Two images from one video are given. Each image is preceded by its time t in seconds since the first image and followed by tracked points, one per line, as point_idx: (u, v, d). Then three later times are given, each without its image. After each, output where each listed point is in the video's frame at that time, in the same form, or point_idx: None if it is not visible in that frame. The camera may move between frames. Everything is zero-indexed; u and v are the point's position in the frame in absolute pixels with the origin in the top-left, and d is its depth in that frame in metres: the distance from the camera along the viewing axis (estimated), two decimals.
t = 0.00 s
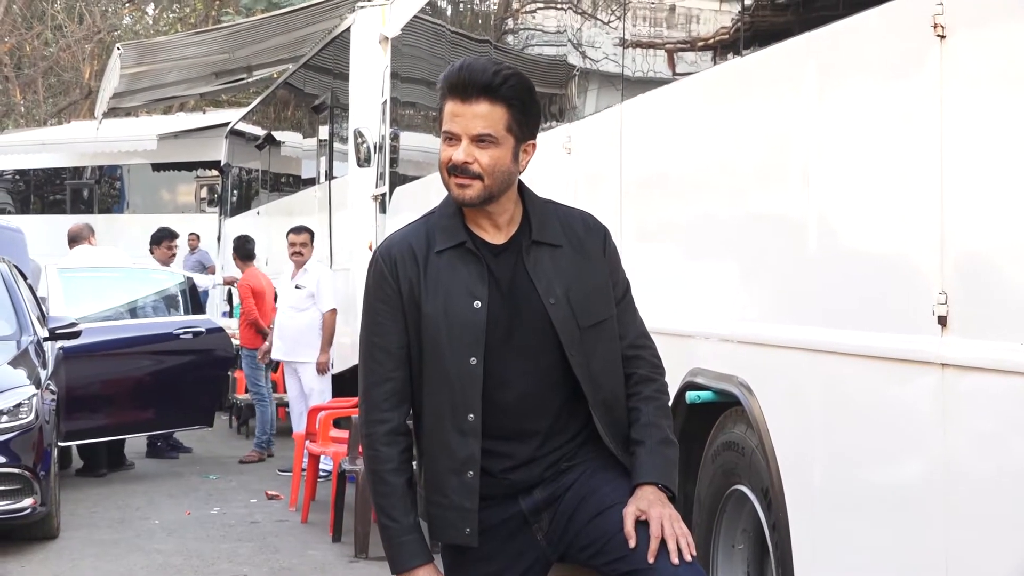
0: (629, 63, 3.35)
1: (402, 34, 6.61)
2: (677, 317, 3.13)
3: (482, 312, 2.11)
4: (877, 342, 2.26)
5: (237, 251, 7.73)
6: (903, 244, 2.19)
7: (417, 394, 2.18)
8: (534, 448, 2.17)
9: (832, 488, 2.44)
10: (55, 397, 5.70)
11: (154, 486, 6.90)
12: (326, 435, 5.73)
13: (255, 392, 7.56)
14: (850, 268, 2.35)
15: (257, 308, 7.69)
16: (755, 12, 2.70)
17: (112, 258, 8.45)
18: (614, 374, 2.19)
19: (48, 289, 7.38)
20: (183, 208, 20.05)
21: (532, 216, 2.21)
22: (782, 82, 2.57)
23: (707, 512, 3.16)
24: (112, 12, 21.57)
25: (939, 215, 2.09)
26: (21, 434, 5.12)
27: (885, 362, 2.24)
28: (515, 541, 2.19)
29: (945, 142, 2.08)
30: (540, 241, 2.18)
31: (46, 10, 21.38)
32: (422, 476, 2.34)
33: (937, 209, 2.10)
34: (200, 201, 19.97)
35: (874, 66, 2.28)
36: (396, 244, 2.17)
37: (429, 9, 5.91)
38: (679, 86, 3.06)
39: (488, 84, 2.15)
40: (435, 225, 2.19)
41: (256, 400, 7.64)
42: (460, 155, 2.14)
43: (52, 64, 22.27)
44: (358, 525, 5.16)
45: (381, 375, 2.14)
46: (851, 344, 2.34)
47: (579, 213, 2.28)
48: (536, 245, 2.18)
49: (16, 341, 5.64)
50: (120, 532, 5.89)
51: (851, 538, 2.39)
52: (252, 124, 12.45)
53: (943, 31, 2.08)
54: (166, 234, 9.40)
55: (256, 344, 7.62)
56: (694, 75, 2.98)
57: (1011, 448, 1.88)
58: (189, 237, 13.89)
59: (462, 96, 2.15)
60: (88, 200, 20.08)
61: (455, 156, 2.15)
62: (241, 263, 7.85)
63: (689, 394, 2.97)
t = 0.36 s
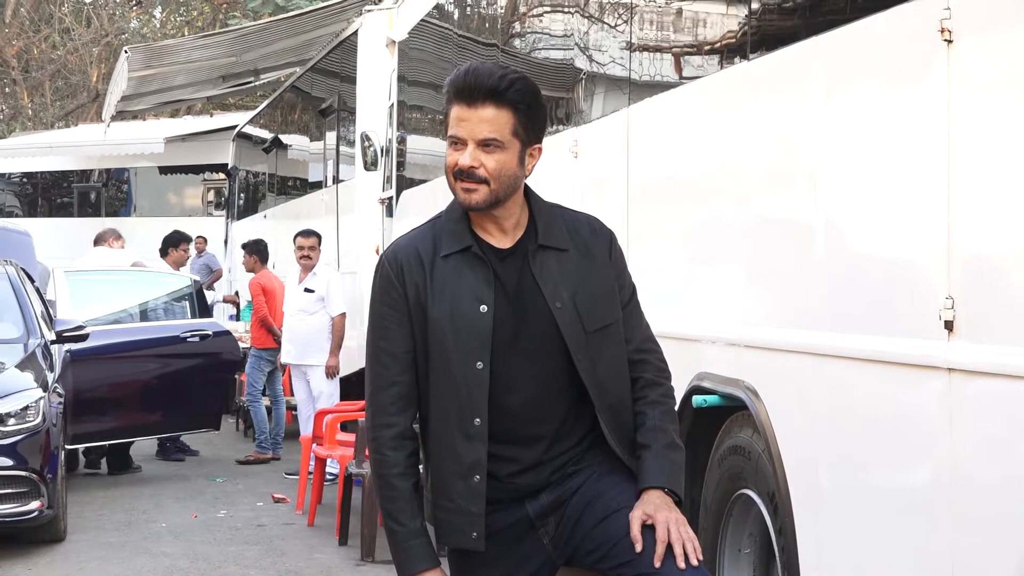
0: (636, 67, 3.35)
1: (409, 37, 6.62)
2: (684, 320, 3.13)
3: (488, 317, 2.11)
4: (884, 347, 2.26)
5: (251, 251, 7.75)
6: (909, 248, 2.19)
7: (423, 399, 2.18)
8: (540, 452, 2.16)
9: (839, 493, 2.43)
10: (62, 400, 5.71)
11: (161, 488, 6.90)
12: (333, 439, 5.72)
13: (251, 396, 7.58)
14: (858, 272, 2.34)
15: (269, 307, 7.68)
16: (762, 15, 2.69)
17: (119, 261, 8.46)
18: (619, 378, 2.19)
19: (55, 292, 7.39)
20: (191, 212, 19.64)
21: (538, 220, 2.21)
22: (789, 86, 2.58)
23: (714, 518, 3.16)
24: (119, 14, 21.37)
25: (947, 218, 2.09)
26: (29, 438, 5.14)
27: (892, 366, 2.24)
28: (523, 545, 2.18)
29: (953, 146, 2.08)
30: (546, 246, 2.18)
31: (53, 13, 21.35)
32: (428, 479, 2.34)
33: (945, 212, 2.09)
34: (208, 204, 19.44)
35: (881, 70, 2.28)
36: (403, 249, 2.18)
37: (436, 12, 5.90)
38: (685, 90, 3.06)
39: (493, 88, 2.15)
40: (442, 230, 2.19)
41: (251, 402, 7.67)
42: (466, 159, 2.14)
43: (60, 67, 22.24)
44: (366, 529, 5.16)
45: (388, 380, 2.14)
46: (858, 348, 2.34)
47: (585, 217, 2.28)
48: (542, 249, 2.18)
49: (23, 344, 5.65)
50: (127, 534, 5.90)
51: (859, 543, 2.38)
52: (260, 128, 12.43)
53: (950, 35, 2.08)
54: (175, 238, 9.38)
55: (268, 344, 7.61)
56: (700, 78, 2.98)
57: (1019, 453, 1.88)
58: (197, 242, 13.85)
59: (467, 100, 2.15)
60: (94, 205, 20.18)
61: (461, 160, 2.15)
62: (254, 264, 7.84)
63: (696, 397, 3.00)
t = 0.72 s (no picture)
0: (645, 83, 3.29)
1: (413, 53, 6.58)
2: (693, 340, 3.06)
3: (492, 340, 2.04)
4: (901, 371, 2.19)
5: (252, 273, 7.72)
6: (926, 270, 2.13)
7: (425, 426, 2.12)
8: (547, 480, 2.09)
9: (855, 523, 2.36)
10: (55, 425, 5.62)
11: (155, 517, 6.80)
12: (333, 466, 5.64)
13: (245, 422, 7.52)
14: (872, 295, 2.28)
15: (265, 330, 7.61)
16: (775, 31, 2.64)
17: (117, 284, 8.36)
18: (628, 404, 2.12)
19: (49, 316, 7.26)
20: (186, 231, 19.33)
21: (545, 241, 2.14)
22: (801, 104, 2.52)
23: (726, 549, 3.06)
24: (116, 30, 21.16)
25: (964, 238, 2.02)
26: (20, 466, 5.05)
27: (911, 391, 2.17)
28: None
29: (971, 164, 2.02)
30: (553, 267, 2.11)
31: (50, 31, 21.20)
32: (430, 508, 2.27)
33: (962, 233, 2.03)
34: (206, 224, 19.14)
35: (894, 88, 2.22)
36: (404, 271, 2.12)
37: (440, 28, 5.86)
38: (695, 108, 3.01)
39: (499, 106, 2.09)
40: (445, 251, 2.13)
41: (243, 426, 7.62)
42: (470, 177, 2.08)
43: (60, 88, 22.06)
44: (365, 559, 5.05)
45: (389, 406, 2.08)
46: (875, 372, 2.27)
47: (595, 238, 2.21)
48: (549, 270, 2.11)
49: (16, 369, 5.57)
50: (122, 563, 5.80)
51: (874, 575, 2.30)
52: (259, 147, 12.33)
53: (967, 52, 2.03)
54: (171, 258, 9.17)
55: (260, 368, 7.54)
56: (711, 95, 2.93)
57: None
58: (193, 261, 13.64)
59: (472, 117, 2.10)
60: (90, 225, 19.96)
61: (465, 179, 2.09)
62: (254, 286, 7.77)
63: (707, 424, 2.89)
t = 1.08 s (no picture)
0: (658, 90, 3.11)
1: (409, 58, 6.40)
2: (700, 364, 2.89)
3: (492, 369, 1.88)
4: (933, 403, 2.03)
5: (231, 295, 6.87)
6: (962, 293, 1.96)
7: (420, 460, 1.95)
8: (552, 517, 1.90)
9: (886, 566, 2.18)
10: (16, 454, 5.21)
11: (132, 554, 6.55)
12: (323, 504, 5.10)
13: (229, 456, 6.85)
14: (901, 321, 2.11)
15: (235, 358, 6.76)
16: (798, 35, 2.47)
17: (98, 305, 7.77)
18: (639, 436, 1.95)
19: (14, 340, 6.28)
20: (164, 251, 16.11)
21: (550, 263, 1.98)
22: (822, 116, 2.37)
23: None
24: (89, 32, 17.91)
25: (1005, 258, 1.86)
26: None
27: (944, 426, 2.00)
28: None
29: (1011, 178, 1.86)
30: (558, 289, 1.95)
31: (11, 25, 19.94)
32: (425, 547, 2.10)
33: (1001, 255, 1.87)
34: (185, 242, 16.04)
35: (926, 98, 2.06)
36: (396, 294, 1.95)
37: (439, 32, 5.70)
38: (710, 121, 2.83)
39: (496, 117, 1.94)
40: (441, 274, 1.97)
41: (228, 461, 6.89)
42: (465, 194, 1.92)
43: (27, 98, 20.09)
44: None
45: (379, 440, 1.91)
46: (903, 403, 2.11)
47: (604, 256, 2.04)
48: (556, 294, 1.95)
49: None
50: None
51: None
52: (241, 160, 11.73)
53: (1005, 61, 1.87)
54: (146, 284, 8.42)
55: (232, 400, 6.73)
56: (731, 105, 2.74)
57: None
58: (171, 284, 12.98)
59: (466, 129, 1.94)
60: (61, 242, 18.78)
61: (459, 195, 1.93)
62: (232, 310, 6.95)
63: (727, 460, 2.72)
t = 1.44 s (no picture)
0: (669, 88, 2.90)
1: (403, 53, 6.14)
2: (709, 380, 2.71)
3: (493, 391, 1.72)
4: (966, 428, 1.87)
5: (205, 307, 6.52)
6: (1002, 308, 1.80)
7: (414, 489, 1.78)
8: (557, 551, 1.74)
9: None
10: None
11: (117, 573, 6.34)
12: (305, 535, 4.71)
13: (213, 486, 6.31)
14: (932, 338, 1.96)
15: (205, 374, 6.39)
16: (821, 29, 2.29)
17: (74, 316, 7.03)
18: (651, 462, 1.79)
19: None
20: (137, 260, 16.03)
21: (555, 275, 1.82)
22: (844, 118, 2.21)
23: None
24: (55, 25, 16.59)
25: None
26: None
27: (979, 452, 1.85)
28: None
29: None
30: (564, 304, 1.79)
31: None
32: None
33: None
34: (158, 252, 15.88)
35: (958, 98, 1.91)
36: (389, 310, 1.79)
37: (434, 25, 5.47)
38: (719, 122, 2.66)
39: (498, 117, 1.78)
40: (437, 288, 1.80)
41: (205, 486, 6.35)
42: (465, 199, 1.76)
43: None
44: None
45: (372, 467, 1.75)
46: (934, 428, 1.95)
47: (611, 268, 1.88)
48: (560, 309, 1.79)
49: None
50: None
51: None
52: (218, 163, 11.04)
53: None
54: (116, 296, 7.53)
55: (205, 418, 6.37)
56: (750, 104, 2.55)
57: None
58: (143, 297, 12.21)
59: (464, 131, 1.79)
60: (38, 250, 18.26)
61: (459, 202, 1.77)
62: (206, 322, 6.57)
63: (743, 488, 2.53)
